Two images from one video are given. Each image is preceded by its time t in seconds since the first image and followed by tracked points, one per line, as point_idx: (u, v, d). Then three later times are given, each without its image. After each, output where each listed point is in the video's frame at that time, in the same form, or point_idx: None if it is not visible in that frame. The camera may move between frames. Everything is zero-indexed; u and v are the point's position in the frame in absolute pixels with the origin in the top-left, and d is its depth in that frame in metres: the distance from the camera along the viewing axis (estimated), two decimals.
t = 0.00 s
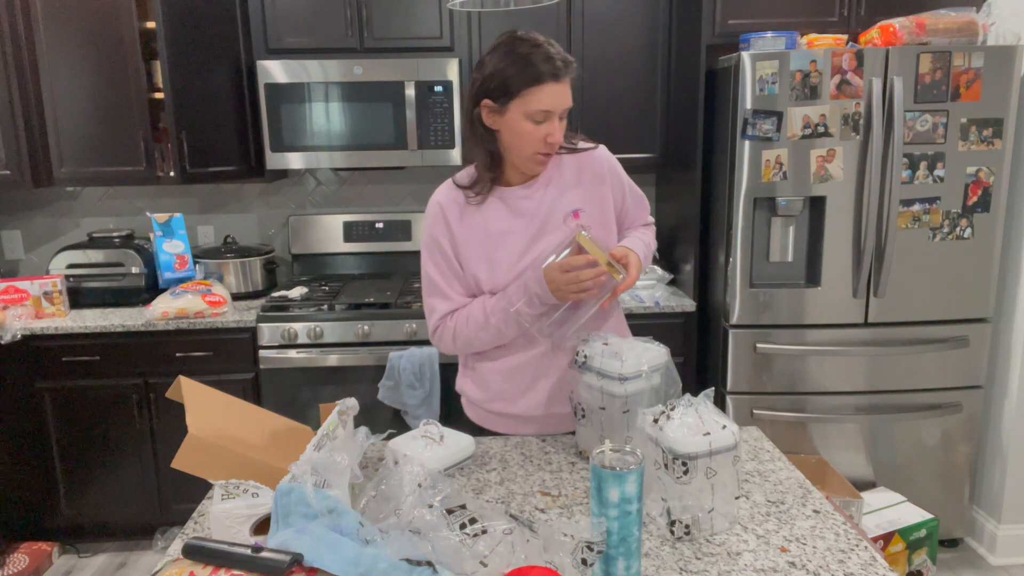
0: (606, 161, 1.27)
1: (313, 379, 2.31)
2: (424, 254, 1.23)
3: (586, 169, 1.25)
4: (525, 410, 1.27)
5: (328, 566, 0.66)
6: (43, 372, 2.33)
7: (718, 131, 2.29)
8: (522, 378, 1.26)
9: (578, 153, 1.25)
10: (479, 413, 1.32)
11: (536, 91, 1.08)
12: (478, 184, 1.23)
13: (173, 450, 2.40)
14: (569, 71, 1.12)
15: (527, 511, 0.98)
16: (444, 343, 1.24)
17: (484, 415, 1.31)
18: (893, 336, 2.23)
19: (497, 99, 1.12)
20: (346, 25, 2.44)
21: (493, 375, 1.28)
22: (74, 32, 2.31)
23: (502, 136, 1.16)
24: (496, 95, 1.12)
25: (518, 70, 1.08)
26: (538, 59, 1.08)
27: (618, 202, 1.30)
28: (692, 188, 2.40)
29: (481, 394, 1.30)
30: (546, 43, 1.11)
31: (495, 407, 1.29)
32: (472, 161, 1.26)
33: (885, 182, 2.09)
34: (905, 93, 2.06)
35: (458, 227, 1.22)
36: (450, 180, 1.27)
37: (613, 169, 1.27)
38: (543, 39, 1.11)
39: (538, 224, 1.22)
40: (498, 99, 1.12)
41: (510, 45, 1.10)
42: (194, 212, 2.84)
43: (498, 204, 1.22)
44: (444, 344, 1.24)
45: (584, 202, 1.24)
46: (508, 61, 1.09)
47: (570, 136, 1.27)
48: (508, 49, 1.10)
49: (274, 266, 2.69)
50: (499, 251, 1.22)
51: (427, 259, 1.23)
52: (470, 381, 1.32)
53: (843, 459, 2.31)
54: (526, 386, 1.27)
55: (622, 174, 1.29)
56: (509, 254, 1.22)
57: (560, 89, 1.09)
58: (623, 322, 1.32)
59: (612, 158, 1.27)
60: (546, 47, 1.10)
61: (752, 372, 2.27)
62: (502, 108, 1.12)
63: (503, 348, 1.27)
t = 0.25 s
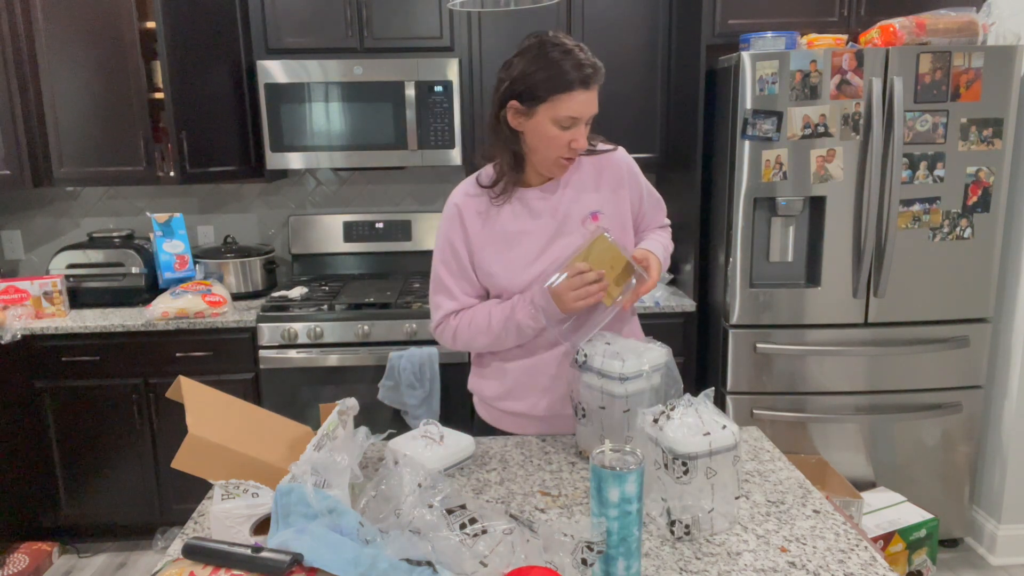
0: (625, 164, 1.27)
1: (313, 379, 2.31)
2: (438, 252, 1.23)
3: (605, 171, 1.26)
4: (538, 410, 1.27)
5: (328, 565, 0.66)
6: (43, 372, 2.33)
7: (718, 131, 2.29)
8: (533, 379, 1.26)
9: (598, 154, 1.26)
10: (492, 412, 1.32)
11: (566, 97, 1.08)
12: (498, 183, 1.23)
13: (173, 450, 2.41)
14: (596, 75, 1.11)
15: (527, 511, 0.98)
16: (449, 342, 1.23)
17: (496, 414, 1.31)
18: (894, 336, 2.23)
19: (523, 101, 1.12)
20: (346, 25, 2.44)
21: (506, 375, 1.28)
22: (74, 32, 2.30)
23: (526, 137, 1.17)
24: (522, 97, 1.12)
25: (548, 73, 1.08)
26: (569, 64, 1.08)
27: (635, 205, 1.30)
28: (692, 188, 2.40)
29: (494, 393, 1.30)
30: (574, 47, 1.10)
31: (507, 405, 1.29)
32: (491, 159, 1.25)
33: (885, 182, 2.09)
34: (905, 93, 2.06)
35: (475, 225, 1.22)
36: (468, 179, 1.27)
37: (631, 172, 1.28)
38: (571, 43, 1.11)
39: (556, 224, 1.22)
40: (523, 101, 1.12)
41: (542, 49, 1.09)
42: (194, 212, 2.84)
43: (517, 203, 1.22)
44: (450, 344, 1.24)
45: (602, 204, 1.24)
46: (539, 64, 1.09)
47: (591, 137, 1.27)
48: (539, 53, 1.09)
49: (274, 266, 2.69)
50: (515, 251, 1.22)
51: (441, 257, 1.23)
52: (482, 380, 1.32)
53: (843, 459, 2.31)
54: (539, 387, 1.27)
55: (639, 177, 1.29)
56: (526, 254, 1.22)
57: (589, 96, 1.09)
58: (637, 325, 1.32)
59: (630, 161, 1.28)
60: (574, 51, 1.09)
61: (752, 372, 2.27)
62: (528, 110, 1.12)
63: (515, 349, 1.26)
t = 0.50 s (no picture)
0: (636, 168, 1.27)
1: (313, 379, 2.31)
2: (445, 248, 1.25)
3: (615, 173, 1.25)
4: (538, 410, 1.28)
5: (328, 565, 0.66)
6: (43, 372, 2.33)
7: (718, 130, 2.29)
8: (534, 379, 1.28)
9: (610, 156, 1.26)
10: (494, 411, 1.34)
11: (573, 92, 1.08)
12: (508, 182, 1.23)
13: (173, 450, 2.41)
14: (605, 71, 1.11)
15: (527, 511, 0.98)
16: (447, 340, 1.24)
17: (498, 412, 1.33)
18: (894, 336, 2.23)
19: (532, 98, 1.13)
20: (346, 25, 2.44)
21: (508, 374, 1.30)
22: (74, 32, 2.30)
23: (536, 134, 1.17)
24: (531, 93, 1.12)
25: (554, 70, 1.08)
26: (576, 60, 1.08)
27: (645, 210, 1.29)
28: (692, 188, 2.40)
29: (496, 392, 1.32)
30: (583, 43, 1.10)
31: (509, 404, 1.31)
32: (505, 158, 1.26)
33: (885, 182, 2.09)
34: (905, 93, 2.06)
35: (482, 222, 1.23)
36: (479, 179, 1.28)
37: (643, 176, 1.27)
38: (580, 38, 1.11)
39: (563, 225, 1.22)
40: (531, 97, 1.12)
41: (550, 46, 1.10)
42: (194, 212, 2.84)
43: (526, 202, 1.22)
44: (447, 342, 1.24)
45: (611, 206, 1.23)
46: (545, 60, 1.10)
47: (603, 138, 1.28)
48: (546, 49, 1.10)
49: (274, 266, 2.69)
50: (521, 249, 1.22)
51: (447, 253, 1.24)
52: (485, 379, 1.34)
53: (843, 459, 2.31)
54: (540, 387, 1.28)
55: (650, 181, 1.28)
56: (531, 253, 1.22)
57: (597, 91, 1.09)
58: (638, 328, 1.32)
59: (643, 165, 1.28)
60: (582, 47, 1.09)
61: (752, 372, 2.27)
62: (536, 106, 1.13)
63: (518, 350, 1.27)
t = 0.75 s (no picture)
0: (634, 170, 1.29)
1: (313, 379, 2.31)
2: (441, 240, 1.21)
3: (615, 174, 1.27)
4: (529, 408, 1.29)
5: (328, 566, 0.66)
6: (43, 372, 2.33)
7: (718, 130, 2.29)
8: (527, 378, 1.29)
9: (610, 158, 1.27)
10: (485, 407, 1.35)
11: (543, 82, 1.08)
12: (506, 176, 1.22)
13: (173, 450, 2.40)
14: (587, 67, 1.10)
15: (527, 511, 0.97)
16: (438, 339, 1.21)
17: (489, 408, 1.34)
18: (894, 336, 2.23)
19: (514, 90, 1.14)
20: (346, 25, 2.44)
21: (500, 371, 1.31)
22: (74, 32, 2.31)
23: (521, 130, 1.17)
24: (513, 87, 1.14)
25: (531, 61, 1.09)
26: (550, 51, 1.08)
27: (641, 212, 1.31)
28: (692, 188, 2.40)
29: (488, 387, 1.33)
30: (568, 38, 1.11)
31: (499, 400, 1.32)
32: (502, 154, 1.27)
33: (885, 182, 2.09)
34: (905, 93, 2.06)
35: (481, 217, 1.21)
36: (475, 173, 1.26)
37: (641, 180, 1.30)
38: (567, 34, 1.12)
39: (561, 223, 1.23)
40: (513, 89, 1.14)
41: (529, 40, 1.11)
42: (194, 212, 2.84)
43: (526, 198, 1.22)
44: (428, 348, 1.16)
45: (609, 206, 1.25)
46: (524, 54, 1.11)
47: (605, 140, 1.28)
48: (526, 43, 1.12)
49: (274, 266, 2.69)
50: (519, 245, 1.21)
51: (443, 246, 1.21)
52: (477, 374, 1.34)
53: (843, 459, 2.31)
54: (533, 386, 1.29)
55: (648, 185, 1.31)
56: (530, 249, 1.21)
57: (570, 82, 1.07)
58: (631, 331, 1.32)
59: (641, 169, 1.30)
60: (565, 40, 1.10)
61: (752, 372, 2.27)
62: (518, 98, 1.14)
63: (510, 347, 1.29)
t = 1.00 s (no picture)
0: (623, 172, 1.28)
1: (313, 379, 2.31)
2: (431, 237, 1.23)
3: (603, 175, 1.26)
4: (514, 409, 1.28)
5: (328, 566, 0.66)
6: (43, 372, 2.33)
7: (718, 130, 2.29)
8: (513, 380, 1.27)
9: (598, 159, 1.26)
10: (470, 409, 1.34)
11: (517, 78, 1.08)
12: (493, 175, 1.23)
13: (173, 450, 2.40)
14: (565, 63, 1.10)
15: (527, 511, 0.98)
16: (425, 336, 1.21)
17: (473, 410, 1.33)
18: (894, 336, 2.23)
19: (494, 87, 1.14)
20: (346, 25, 2.44)
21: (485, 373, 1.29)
22: (74, 32, 2.30)
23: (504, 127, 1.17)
24: (494, 85, 1.14)
25: (508, 56, 1.09)
26: (525, 47, 1.08)
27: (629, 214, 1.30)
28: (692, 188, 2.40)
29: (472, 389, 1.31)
30: (547, 35, 1.11)
31: (483, 402, 1.31)
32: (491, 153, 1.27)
33: (885, 182, 2.09)
34: (905, 93, 2.06)
35: (468, 215, 1.22)
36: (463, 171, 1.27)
37: (630, 182, 1.29)
38: (547, 31, 1.12)
39: (548, 222, 1.22)
40: (494, 87, 1.14)
41: (508, 38, 1.12)
42: (194, 212, 2.84)
43: (512, 197, 1.22)
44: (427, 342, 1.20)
45: (597, 207, 1.24)
46: (502, 52, 1.12)
47: (593, 141, 1.27)
48: (506, 41, 1.12)
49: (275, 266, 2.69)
50: (505, 243, 1.21)
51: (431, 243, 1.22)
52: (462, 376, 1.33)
53: (843, 459, 2.31)
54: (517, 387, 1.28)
55: (636, 187, 1.30)
56: (516, 248, 1.21)
57: (543, 77, 1.07)
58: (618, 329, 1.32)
59: (629, 171, 1.29)
60: (543, 37, 1.10)
61: (752, 372, 2.27)
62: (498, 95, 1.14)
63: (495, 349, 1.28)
